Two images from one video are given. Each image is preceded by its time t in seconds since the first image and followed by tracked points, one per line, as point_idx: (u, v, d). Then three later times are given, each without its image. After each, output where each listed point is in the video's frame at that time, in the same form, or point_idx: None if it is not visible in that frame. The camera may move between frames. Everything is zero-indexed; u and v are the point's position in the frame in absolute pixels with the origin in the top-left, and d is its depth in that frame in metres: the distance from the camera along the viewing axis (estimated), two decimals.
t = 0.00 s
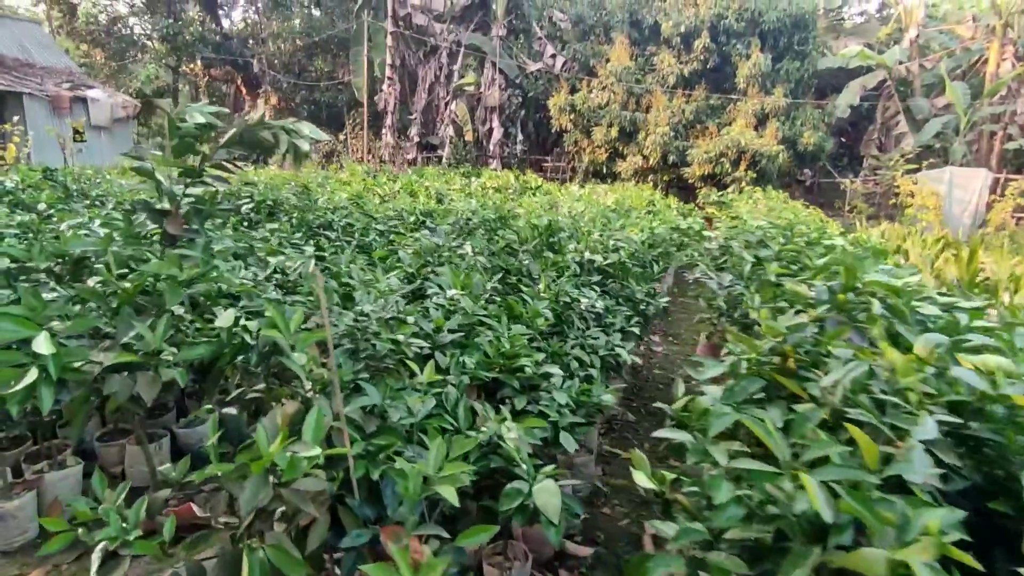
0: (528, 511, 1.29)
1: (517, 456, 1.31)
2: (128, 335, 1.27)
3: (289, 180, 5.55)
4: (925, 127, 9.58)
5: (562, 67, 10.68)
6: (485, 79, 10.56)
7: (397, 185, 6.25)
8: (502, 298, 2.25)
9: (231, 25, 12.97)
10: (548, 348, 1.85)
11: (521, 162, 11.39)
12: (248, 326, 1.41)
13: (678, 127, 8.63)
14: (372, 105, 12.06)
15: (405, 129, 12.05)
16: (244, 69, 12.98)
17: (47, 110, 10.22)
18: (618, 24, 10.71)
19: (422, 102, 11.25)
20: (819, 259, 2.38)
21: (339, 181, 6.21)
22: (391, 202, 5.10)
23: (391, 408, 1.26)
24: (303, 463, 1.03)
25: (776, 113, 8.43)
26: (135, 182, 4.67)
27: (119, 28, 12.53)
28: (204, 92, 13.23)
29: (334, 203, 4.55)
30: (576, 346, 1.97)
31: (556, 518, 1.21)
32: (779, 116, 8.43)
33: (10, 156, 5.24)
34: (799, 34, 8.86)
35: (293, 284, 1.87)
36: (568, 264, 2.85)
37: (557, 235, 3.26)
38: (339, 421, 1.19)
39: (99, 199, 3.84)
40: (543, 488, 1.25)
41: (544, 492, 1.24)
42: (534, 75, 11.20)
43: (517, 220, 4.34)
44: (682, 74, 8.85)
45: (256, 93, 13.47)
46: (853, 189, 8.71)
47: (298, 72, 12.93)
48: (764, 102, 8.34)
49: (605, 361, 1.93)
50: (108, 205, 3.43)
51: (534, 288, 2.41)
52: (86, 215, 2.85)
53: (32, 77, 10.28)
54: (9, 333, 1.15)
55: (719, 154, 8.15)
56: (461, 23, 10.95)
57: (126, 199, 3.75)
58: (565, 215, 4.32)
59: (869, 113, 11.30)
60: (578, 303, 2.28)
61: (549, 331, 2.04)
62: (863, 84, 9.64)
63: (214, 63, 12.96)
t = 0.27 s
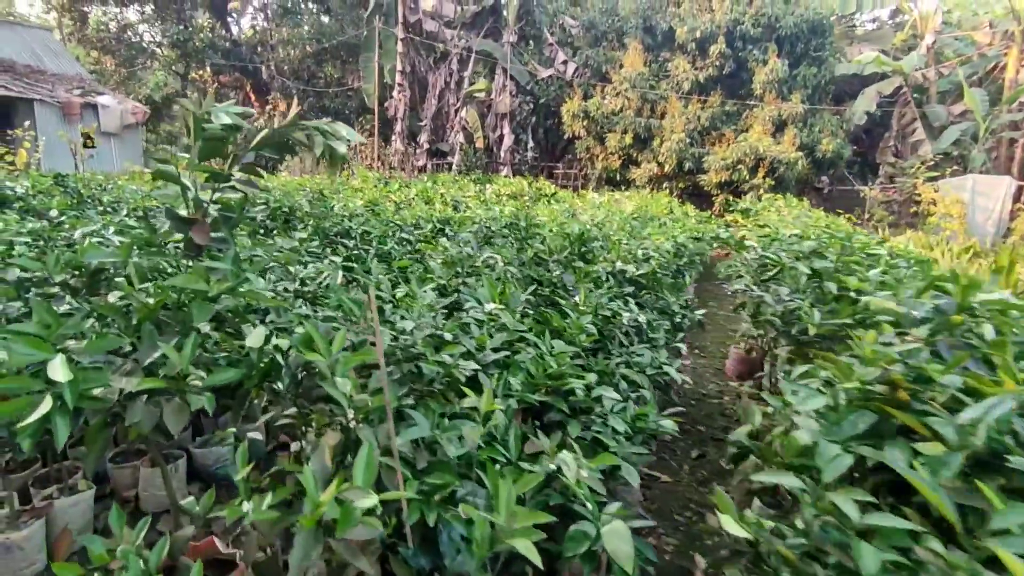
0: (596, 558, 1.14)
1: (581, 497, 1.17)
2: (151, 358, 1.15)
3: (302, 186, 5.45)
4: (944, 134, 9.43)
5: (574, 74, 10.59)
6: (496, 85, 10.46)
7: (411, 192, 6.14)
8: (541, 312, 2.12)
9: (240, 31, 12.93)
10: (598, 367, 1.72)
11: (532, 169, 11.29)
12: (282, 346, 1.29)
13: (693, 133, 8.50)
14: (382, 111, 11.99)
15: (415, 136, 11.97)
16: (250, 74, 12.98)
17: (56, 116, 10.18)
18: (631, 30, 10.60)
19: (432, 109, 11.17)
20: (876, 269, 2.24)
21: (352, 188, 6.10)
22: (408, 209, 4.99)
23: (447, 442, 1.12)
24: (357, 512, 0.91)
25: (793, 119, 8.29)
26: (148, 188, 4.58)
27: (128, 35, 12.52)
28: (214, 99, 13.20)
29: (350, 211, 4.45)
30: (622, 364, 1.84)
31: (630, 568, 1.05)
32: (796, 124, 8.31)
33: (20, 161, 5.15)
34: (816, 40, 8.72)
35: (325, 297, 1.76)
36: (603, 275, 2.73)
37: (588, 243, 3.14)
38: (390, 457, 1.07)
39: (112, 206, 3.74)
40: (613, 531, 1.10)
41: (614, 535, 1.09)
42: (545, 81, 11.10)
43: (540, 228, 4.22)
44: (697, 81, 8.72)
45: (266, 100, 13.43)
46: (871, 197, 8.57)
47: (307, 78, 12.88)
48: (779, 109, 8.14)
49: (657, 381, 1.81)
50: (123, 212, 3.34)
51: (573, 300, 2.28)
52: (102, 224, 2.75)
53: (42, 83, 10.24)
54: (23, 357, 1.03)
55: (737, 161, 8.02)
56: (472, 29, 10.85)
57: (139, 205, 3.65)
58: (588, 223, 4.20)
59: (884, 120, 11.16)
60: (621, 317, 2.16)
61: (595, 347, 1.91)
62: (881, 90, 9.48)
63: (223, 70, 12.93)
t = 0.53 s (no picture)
0: None
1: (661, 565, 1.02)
2: (171, 401, 1.03)
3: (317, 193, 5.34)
4: (968, 140, 9.24)
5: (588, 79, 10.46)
6: (510, 91, 10.35)
7: (427, 200, 6.02)
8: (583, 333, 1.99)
9: (252, 37, 12.90)
10: (653, 396, 1.58)
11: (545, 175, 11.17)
12: (315, 382, 1.16)
13: (712, 140, 8.36)
14: (394, 117, 11.91)
15: (427, 142, 11.87)
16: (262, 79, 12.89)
17: (69, 121, 10.13)
18: (647, 36, 10.45)
19: (445, 115, 11.07)
20: (945, 291, 2.09)
21: (366, 195, 5.99)
22: (426, 218, 4.87)
23: (513, 505, 0.96)
24: None
25: (816, 126, 8.12)
26: (162, 196, 4.49)
27: (141, 41, 12.51)
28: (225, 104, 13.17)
29: (369, 220, 4.33)
30: (674, 395, 1.67)
31: None
32: (819, 130, 8.15)
33: (31, 166, 5.06)
34: (837, 45, 8.55)
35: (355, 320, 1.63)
36: (640, 291, 2.59)
37: (621, 256, 3.00)
38: (450, 522, 0.93)
39: (126, 214, 3.65)
40: None
41: None
42: (559, 87, 10.97)
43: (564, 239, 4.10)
44: (716, 86, 8.57)
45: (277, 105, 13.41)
46: (895, 206, 8.39)
47: (319, 83, 12.81)
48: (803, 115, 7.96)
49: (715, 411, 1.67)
50: (138, 222, 3.23)
51: (614, 320, 2.15)
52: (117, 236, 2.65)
53: (56, 88, 10.21)
54: (27, 405, 0.89)
55: (758, 168, 7.87)
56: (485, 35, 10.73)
57: (154, 214, 3.55)
58: (615, 234, 4.06)
59: (904, 127, 10.99)
60: (668, 338, 2.02)
61: (645, 372, 1.78)
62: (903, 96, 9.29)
63: (235, 76, 12.91)
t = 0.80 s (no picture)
0: None
1: None
2: (214, 436, 0.96)
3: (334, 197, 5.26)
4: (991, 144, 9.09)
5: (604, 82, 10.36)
6: (523, 94, 10.25)
7: (445, 204, 5.93)
8: (631, 350, 1.90)
9: (264, 40, 12.86)
10: (715, 422, 1.49)
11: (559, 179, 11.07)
12: (364, 411, 1.08)
13: (730, 144, 8.24)
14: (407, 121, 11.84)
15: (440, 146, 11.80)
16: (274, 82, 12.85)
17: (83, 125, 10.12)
18: (663, 38, 10.34)
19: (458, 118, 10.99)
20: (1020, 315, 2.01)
21: (382, 199, 5.91)
22: (445, 223, 4.78)
23: (599, 559, 0.88)
24: None
25: (837, 130, 8.00)
26: (180, 201, 4.42)
27: (154, 44, 12.50)
28: (237, 107, 13.15)
29: (390, 226, 4.25)
30: (733, 420, 1.57)
31: None
32: (840, 134, 8.02)
33: (46, 169, 5.00)
34: (859, 47, 8.41)
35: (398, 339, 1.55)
36: (681, 303, 2.50)
37: (656, 266, 2.91)
38: None
39: (145, 221, 3.58)
40: None
41: None
42: (573, 90, 10.87)
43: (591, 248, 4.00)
44: (734, 89, 8.42)
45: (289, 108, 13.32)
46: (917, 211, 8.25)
47: (331, 86, 12.77)
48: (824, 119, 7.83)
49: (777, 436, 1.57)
50: (159, 229, 3.16)
51: (660, 336, 2.05)
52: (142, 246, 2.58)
53: (70, 92, 10.21)
54: (64, 444, 0.82)
55: (779, 172, 7.75)
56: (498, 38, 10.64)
57: (174, 221, 3.48)
58: (643, 241, 3.96)
59: (923, 131, 10.84)
60: (720, 355, 1.92)
61: (700, 393, 1.69)
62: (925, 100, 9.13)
63: (247, 79, 12.89)
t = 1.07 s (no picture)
0: None
1: None
2: (305, 455, 0.87)
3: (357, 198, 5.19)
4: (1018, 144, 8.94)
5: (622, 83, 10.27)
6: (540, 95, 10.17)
7: (468, 206, 5.86)
8: (696, 357, 1.82)
9: (278, 43, 12.85)
10: (802, 436, 1.41)
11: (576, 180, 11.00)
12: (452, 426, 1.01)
13: (753, 145, 8.14)
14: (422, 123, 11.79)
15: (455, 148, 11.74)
16: (289, 84, 12.83)
17: (99, 127, 10.14)
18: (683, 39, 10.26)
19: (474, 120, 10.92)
20: None
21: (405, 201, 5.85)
22: (472, 225, 4.71)
23: None
24: None
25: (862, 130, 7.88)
26: (206, 202, 4.38)
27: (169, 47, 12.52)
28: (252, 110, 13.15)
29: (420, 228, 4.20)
30: (818, 434, 1.49)
31: None
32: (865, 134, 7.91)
33: (70, 171, 4.97)
34: (883, 47, 8.31)
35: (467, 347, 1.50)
36: (734, 308, 2.42)
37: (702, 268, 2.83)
38: None
39: (176, 224, 3.54)
40: None
41: None
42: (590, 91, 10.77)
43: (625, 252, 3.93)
44: (756, 89, 8.34)
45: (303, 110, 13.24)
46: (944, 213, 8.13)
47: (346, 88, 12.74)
48: (849, 119, 7.72)
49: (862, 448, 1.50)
50: (191, 231, 3.12)
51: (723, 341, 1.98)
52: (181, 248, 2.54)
53: (87, 94, 10.23)
54: (156, 468, 0.75)
55: (804, 174, 7.66)
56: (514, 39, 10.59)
57: (206, 224, 3.43)
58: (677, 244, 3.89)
59: (946, 132, 10.69)
60: (789, 363, 1.85)
61: (776, 404, 1.61)
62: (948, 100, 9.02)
63: (261, 82, 12.86)
